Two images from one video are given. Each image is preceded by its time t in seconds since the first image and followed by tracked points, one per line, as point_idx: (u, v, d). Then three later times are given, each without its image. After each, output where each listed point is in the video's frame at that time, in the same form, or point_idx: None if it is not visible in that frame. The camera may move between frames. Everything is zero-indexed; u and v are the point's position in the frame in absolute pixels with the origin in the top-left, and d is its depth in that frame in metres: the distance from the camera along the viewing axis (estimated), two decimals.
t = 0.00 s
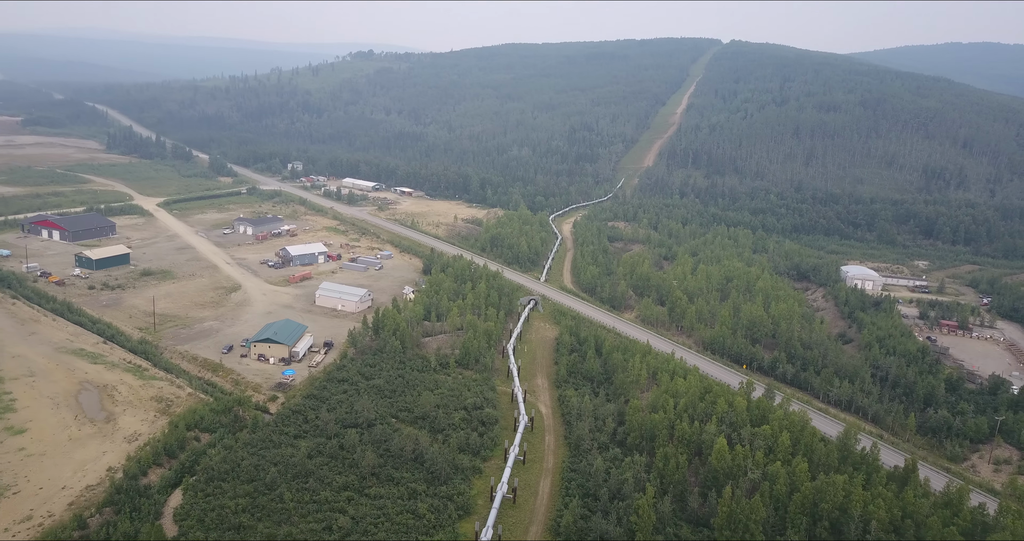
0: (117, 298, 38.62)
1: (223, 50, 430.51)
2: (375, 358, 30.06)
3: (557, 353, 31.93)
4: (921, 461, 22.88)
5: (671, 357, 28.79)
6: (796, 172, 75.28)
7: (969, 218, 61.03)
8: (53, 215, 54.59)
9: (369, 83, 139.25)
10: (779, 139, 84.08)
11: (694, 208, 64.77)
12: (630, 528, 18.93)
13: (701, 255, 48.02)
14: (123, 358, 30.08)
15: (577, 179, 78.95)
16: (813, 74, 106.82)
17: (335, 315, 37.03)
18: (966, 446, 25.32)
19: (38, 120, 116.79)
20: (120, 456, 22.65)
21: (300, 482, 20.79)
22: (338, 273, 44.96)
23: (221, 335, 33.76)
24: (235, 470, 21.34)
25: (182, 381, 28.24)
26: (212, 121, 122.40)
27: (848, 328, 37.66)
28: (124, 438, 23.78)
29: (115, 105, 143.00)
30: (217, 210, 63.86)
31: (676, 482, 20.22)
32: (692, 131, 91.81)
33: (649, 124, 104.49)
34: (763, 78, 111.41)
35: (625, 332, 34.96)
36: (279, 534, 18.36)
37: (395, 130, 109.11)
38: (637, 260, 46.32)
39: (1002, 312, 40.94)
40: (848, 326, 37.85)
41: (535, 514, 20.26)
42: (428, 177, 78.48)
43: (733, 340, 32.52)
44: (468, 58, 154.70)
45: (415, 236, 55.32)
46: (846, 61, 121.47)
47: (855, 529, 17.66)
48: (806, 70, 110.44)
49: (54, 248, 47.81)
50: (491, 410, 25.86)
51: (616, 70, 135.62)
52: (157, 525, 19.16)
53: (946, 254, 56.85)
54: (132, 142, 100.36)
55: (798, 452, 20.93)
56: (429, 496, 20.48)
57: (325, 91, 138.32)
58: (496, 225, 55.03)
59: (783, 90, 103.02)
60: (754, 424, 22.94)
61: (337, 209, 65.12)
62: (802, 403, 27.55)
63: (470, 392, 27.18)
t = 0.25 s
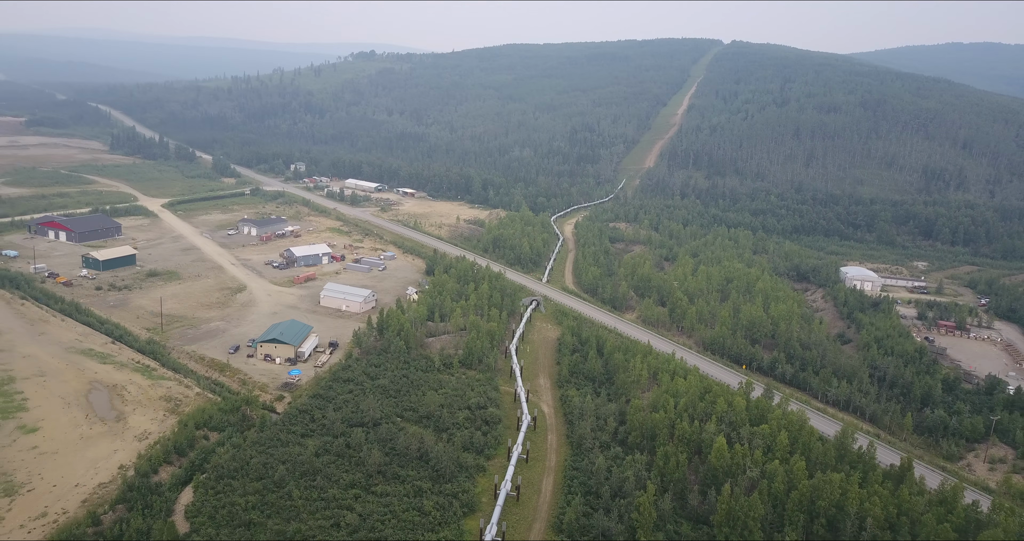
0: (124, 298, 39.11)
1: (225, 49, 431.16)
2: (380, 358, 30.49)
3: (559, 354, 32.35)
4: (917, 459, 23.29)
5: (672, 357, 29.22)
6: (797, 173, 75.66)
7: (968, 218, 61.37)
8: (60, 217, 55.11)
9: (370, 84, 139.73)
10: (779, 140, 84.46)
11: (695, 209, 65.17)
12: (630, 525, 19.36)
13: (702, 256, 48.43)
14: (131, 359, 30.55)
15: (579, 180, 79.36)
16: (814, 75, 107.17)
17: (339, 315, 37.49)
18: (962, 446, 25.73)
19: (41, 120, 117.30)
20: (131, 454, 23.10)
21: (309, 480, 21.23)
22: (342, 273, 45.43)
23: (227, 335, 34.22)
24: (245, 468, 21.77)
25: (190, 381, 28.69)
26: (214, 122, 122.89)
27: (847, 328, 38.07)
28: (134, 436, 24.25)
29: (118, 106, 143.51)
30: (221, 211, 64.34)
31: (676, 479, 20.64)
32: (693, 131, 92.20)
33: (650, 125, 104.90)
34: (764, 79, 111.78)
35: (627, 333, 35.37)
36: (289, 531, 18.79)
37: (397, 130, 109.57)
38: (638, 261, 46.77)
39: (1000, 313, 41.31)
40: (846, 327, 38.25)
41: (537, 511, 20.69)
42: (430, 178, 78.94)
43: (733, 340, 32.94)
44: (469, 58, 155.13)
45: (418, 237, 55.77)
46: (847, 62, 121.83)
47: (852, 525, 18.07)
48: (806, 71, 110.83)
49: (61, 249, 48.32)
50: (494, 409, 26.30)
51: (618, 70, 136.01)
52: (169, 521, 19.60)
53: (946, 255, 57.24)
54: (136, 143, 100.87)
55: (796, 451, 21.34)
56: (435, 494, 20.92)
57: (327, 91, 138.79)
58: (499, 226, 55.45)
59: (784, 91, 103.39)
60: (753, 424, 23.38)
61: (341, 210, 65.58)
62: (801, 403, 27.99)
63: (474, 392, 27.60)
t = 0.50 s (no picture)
0: (132, 300, 39.66)
1: (226, 50, 432.35)
2: (385, 359, 30.99)
3: (561, 355, 32.84)
4: (912, 459, 23.76)
5: (672, 358, 29.71)
6: (797, 175, 76.11)
7: (967, 220, 61.76)
8: (66, 219, 55.70)
9: (373, 85, 140.30)
10: (779, 142, 84.94)
11: (695, 211, 65.64)
12: (632, 522, 19.82)
13: (702, 258, 48.90)
14: (140, 360, 31.06)
15: (580, 182, 79.87)
16: (814, 77, 107.64)
17: (344, 317, 38.01)
18: (958, 445, 26.20)
19: (46, 122, 118.01)
20: (143, 453, 23.61)
21: (317, 478, 21.73)
22: (346, 275, 45.96)
23: (235, 336, 34.74)
24: (255, 467, 22.28)
25: (199, 382, 29.20)
26: (217, 124, 123.52)
27: (846, 329, 38.51)
28: (146, 436, 24.75)
29: (121, 107, 144.19)
30: (226, 213, 64.91)
31: (676, 478, 21.11)
32: (694, 133, 92.69)
33: (651, 126, 105.39)
34: (764, 81, 112.26)
35: (628, 334, 35.86)
36: (299, 527, 19.29)
37: (399, 132, 110.14)
38: (639, 263, 47.25)
39: (997, 314, 41.74)
40: (845, 328, 38.70)
41: (541, 509, 21.17)
42: (432, 180, 79.47)
43: (733, 341, 33.40)
44: (471, 60, 155.71)
45: (421, 239, 56.28)
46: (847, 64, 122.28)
47: (848, 522, 18.53)
48: (807, 74, 111.29)
49: (68, 251, 48.90)
50: (498, 409, 26.78)
51: (619, 72, 136.52)
52: (182, 518, 20.11)
53: (945, 256, 57.66)
54: (140, 145, 101.49)
55: (794, 450, 21.80)
56: (441, 492, 21.41)
57: (330, 93, 139.42)
58: (501, 228, 55.97)
59: (784, 92, 103.87)
60: (751, 423, 23.86)
61: (344, 212, 66.12)
62: (799, 403, 28.47)
63: (478, 392, 28.08)
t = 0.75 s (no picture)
0: (140, 302, 40.18)
1: (228, 51, 433.48)
2: (390, 359, 31.48)
3: (564, 355, 33.33)
4: (908, 458, 24.24)
5: (673, 359, 30.20)
6: (798, 176, 76.52)
7: (967, 221, 62.11)
8: (73, 221, 56.28)
9: (375, 87, 140.84)
10: (780, 144, 85.42)
11: (696, 212, 66.09)
12: (634, 519, 20.28)
13: (703, 260, 49.37)
14: (150, 360, 31.58)
15: (582, 184, 80.37)
16: (815, 79, 108.05)
17: (350, 318, 38.53)
18: (954, 445, 26.66)
19: (50, 124, 118.73)
20: (155, 452, 24.13)
21: (326, 476, 22.24)
22: (351, 277, 46.47)
23: (242, 337, 35.26)
24: (265, 465, 22.79)
25: (208, 382, 29.71)
26: (221, 125, 124.13)
27: (845, 330, 38.93)
28: (157, 435, 25.25)
29: (125, 109, 144.90)
30: (231, 215, 65.45)
31: (677, 477, 21.60)
32: (695, 135, 93.16)
33: (652, 128, 105.84)
34: (765, 83, 112.70)
35: (630, 335, 36.33)
36: (310, 524, 19.80)
37: (401, 134, 110.68)
38: (641, 264, 47.73)
39: (995, 316, 42.17)
40: (845, 329, 39.12)
41: (545, 507, 21.67)
42: (435, 182, 79.99)
43: (733, 342, 33.88)
44: (472, 62, 156.24)
45: (425, 240, 56.77)
46: (848, 65, 122.68)
47: (846, 519, 18.95)
48: (807, 75, 111.64)
49: (76, 253, 49.45)
50: (503, 409, 27.28)
51: (620, 73, 137.02)
52: (194, 515, 20.59)
53: (944, 258, 58.07)
54: (144, 147, 102.07)
55: (793, 449, 22.26)
56: (447, 490, 21.91)
57: (332, 94, 140.03)
58: (504, 230, 56.48)
59: (785, 94, 104.29)
60: (752, 423, 24.33)
61: (348, 214, 66.66)
62: (798, 403, 28.96)
63: (483, 393, 28.56)
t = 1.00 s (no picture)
0: (148, 304, 40.72)
1: (230, 52, 434.26)
2: (396, 361, 31.97)
3: (566, 357, 33.82)
4: (904, 457, 24.70)
5: (674, 360, 30.66)
6: (798, 178, 76.97)
7: (966, 223, 62.54)
8: (81, 224, 56.82)
9: (377, 89, 141.39)
10: (781, 146, 85.84)
11: (697, 215, 66.53)
12: (635, 517, 20.77)
13: (704, 262, 49.81)
14: (159, 362, 32.10)
15: (583, 186, 80.85)
16: (815, 81, 108.50)
17: (355, 320, 39.03)
18: (951, 445, 27.11)
19: (54, 126, 119.43)
20: (167, 452, 24.62)
21: (335, 475, 22.73)
22: (355, 279, 46.98)
23: (249, 339, 35.77)
24: (274, 465, 23.27)
25: (217, 383, 30.22)
26: (224, 127, 124.69)
27: (844, 332, 39.38)
28: (168, 435, 25.75)
29: (129, 111, 145.57)
30: (235, 217, 65.97)
31: (678, 476, 22.08)
32: (696, 137, 93.62)
33: (653, 130, 106.29)
34: (766, 85, 113.18)
35: (631, 337, 36.81)
36: (319, 522, 20.29)
37: (404, 136, 111.23)
38: (642, 266, 48.20)
39: (993, 317, 42.59)
40: (844, 330, 39.56)
41: (549, 505, 22.14)
42: (437, 184, 80.51)
43: (733, 343, 34.35)
44: (474, 63, 156.80)
45: (428, 242, 57.27)
46: (849, 67, 123.12)
47: (842, 517, 19.43)
48: (808, 77, 112.10)
49: (83, 255, 49.99)
50: (506, 410, 27.76)
51: (621, 75, 137.53)
52: (206, 513, 21.08)
53: (943, 259, 58.53)
54: (148, 149, 102.67)
55: (791, 449, 22.73)
56: (453, 489, 22.39)
57: (335, 96, 140.61)
58: (506, 232, 56.98)
59: (785, 96, 104.73)
60: (751, 423, 24.82)
61: (351, 216, 67.16)
62: (797, 403, 29.41)
63: (487, 393, 29.05)
